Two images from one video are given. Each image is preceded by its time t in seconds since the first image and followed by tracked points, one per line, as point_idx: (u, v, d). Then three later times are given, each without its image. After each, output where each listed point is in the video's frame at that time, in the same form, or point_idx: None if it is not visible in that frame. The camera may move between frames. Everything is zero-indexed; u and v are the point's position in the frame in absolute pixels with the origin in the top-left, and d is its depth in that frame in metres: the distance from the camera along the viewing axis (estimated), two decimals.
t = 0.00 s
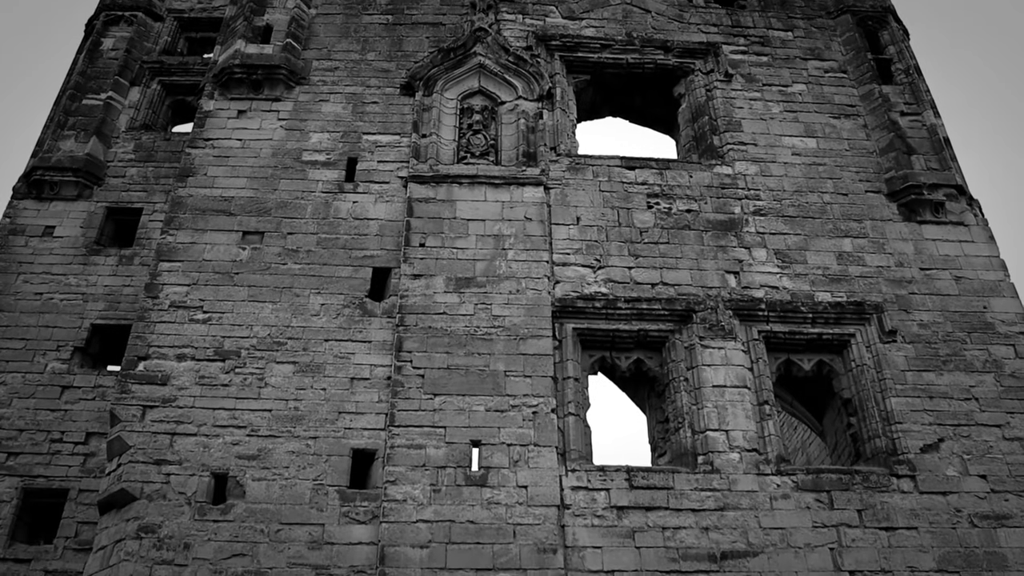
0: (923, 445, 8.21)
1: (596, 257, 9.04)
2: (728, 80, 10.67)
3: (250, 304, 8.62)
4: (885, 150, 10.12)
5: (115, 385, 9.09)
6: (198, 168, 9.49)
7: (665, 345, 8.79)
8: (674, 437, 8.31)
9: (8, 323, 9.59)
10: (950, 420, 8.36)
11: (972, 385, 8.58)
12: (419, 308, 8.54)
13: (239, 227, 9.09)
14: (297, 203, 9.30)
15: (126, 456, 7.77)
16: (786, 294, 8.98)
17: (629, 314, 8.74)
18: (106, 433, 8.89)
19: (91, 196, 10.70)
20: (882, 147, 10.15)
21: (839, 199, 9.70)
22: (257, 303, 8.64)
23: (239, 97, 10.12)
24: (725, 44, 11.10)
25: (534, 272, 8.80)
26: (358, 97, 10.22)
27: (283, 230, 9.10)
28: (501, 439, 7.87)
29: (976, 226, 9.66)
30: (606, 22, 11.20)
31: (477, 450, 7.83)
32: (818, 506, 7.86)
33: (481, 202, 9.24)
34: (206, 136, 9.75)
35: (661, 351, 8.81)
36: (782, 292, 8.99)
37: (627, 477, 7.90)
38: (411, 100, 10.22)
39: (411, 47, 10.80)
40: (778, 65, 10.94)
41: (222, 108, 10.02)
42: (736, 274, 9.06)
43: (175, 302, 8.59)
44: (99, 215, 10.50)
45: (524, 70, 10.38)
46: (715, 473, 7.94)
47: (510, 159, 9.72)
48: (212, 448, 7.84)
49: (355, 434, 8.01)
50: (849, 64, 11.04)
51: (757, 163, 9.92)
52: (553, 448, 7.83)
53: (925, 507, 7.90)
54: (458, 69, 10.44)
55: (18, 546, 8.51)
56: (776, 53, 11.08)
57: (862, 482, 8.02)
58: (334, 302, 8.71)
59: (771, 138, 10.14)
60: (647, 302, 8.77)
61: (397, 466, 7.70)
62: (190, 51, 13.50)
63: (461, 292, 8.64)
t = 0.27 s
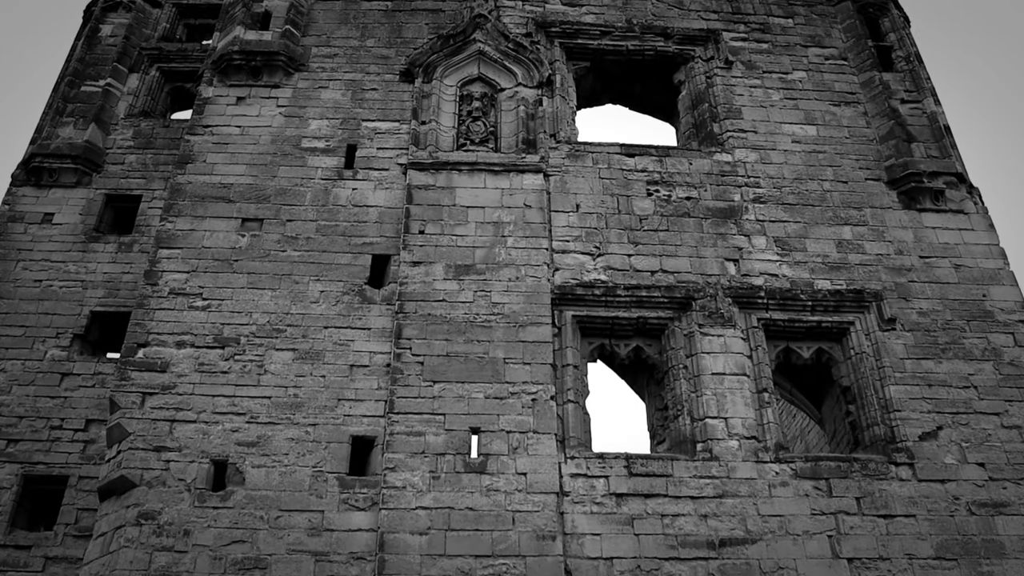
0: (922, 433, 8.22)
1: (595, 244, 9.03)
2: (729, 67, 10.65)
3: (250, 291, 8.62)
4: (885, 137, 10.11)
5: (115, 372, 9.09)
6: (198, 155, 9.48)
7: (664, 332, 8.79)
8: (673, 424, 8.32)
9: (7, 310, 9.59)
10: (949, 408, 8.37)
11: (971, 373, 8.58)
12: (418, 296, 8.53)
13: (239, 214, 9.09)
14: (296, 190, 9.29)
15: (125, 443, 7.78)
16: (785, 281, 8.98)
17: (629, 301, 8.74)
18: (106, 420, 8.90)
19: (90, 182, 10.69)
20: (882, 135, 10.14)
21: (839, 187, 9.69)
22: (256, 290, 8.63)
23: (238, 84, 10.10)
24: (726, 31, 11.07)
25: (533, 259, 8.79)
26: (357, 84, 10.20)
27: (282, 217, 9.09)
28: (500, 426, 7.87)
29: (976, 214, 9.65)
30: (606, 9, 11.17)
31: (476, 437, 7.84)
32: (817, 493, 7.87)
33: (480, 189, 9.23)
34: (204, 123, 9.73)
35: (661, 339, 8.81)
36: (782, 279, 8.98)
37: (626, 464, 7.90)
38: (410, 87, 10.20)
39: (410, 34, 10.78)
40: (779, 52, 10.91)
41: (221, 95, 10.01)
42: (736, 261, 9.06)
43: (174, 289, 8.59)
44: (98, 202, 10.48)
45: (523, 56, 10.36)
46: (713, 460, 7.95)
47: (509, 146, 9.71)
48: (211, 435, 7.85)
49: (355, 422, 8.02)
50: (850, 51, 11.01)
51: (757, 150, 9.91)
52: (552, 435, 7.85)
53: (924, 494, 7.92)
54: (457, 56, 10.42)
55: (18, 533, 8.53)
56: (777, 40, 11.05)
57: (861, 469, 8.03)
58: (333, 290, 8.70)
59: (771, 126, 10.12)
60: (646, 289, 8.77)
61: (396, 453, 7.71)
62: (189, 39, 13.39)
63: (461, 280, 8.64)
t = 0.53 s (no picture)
0: (920, 417, 8.24)
1: (594, 229, 9.03)
2: (728, 51, 10.62)
3: (248, 275, 8.61)
4: (885, 122, 10.10)
5: (114, 356, 9.09)
6: (196, 138, 9.46)
7: (663, 317, 8.79)
8: (671, 408, 8.33)
9: (6, 293, 9.59)
10: (947, 392, 8.39)
11: (969, 358, 8.59)
12: (417, 280, 8.53)
13: (237, 198, 9.08)
14: (295, 174, 9.27)
15: (124, 426, 7.79)
16: (784, 266, 8.98)
17: (627, 285, 8.75)
18: (105, 404, 8.90)
19: (88, 166, 10.67)
20: (881, 120, 10.13)
21: (838, 172, 9.68)
22: (255, 274, 8.63)
23: (237, 67, 10.08)
24: (726, 16, 11.04)
25: (532, 243, 8.79)
26: (356, 67, 10.18)
27: (281, 201, 9.08)
28: (498, 410, 7.89)
29: (975, 200, 9.65)
30: None
31: (475, 420, 7.85)
32: (815, 477, 7.89)
33: (479, 173, 9.22)
34: (203, 106, 9.71)
35: (659, 323, 8.81)
36: (781, 264, 8.98)
37: (624, 448, 7.91)
38: (409, 71, 10.18)
39: (409, 17, 10.74)
40: (779, 36, 10.89)
41: (219, 78, 9.98)
42: (735, 246, 9.06)
43: (172, 273, 8.58)
44: (96, 185, 10.47)
45: (523, 40, 10.34)
46: (712, 444, 7.96)
47: (509, 130, 9.70)
48: (210, 418, 7.86)
49: (353, 405, 8.03)
50: (850, 36, 10.99)
51: (757, 135, 9.89)
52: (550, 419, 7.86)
53: (921, 479, 7.94)
54: (457, 39, 10.40)
55: (18, 516, 8.55)
56: (777, 24, 11.02)
57: (859, 454, 8.04)
58: (332, 273, 8.70)
59: (770, 111, 10.10)
60: (645, 273, 8.77)
61: (395, 436, 7.72)
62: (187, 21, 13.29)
63: (460, 264, 8.63)
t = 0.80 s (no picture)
0: (918, 405, 8.25)
1: (593, 216, 9.03)
2: (728, 39, 10.61)
3: (247, 263, 8.61)
4: (884, 110, 10.10)
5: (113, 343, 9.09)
6: (195, 126, 9.45)
7: (662, 304, 8.80)
8: (670, 396, 8.34)
9: (6, 281, 9.59)
10: (945, 380, 8.40)
11: (967, 347, 8.61)
12: (416, 267, 8.53)
13: (236, 185, 9.07)
14: (294, 161, 9.26)
15: (124, 413, 7.80)
16: (783, 254, 8.98)
17: (626, 273, 8.75)
18: (105, 391, 8.90)
19: (86, 153, 10.66)
20: (881, 108, 10.12)
21: (838, 160, 9.68)
22: (254, 261, 8.62)
23: (235, 54, 10.06)
24: (725, 3, 11.02)
25: (531, 231, 8.79)
26: (355, 55, 10.16)
27: (280, 188, 9.07)
28: (497, 397, 7.90)
29: (975, 188, 9.65)
30: None
31: (474, 407, 7.86)
32: (813, 465, 7.91)
33: (478, 160, 9.22)
34: (202, 94, 9.70)
35: (659, 311, 8.82)
36: (780, 252, 8.99)
37: (623, 435, 7.93)
38: (408, 58, 10.17)
39: (408, 4, 10.73)
40: (778, 24, 10.87)
41: (218, 65, 9.97)
42: (734, 234, 9.06)
43: (172, 260, 8.58)
44: (95, 173, 10.46)
45: (522, 28, 10.34)
46: (710, 432, 7.98)
47: (508, 118, 9.69)
48: (210, 406, 7.87)
49: (353, 392, 8.04)
50: (849, 24, 10.98)
51: (756, 123, 9.88)
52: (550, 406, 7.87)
53: (919, 466, 7.96)
54: (456, 27, 10.39)
55: (18, 503, 8.57)
56: (777, 12, 11.00)
57: (857, 441, 8.06)
58: (331, 261, 8.70)
59: (770, 99, 10.09)
60: (644, 262, 8.77)
61: (394, 424, 7.73)
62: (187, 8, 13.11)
63: (459, 251, 8.63)
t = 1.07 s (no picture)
0: (916, 388, 8.27)
1: (592, 199, 9.02)
2: (728, 21, 10.57)
3: (247, 245, 8.61)
4: (885, 93, 10.08)
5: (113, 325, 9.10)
6: (194, 108, 9.43)
7: (661, 287, 8.80)
8: (669, 378, 8.35)
9: (6, 264, 9.60)
10: (944, 364, 8.41)
11: (966, 330, 8.61)
12: (415, 250, 8.53)
13: (235, 167, 9.06)
14: (293, 144, 9.25)
15: (124, 395, 7.82)
16: (783, 237, 8.98)
17: (626, 256, 8.75)
18: (105, 372, 8.92)
19: (85, 136, 10.64)
20: (882, 91, 10.10)
21: (838, 143, 9.66)
22: (254, 244, 8.62)
23: (234, 36, 10.04)
24: None
25: (530, 213, 8.78)
26: (355, 36, 10.14)
27: (279, 171, 9.06)
28: (496, 379, 7.91)
29: (975, 171, 9.64)
30: None
31: (473, 389, 7.88)
32: (811, 448, 7.92)
33: (478, 143, 9.21)
34: (200, 76, 9.68)
35: (658, 294, 8.82)
36: (779, 235, 8.98)
37: (622, 418, 7.94)
38: (408, 40, 10.14)
39: None
40: (779, 6, 10.83)
41: (216, 47, 9.94)
42: (733, 217, 9.06)
43: (171, 243, 8.58)
44: (94, 155, 10.45)
45: (522, 10, 10.33)
46: (709, 414, 7.99)
47: (507, 100, 9.68)
48: (209, 387, 7.88)
49: (352, 374, 8.05)
50: (850, 6, 10.95)
51: (756, 106, 9.86)
52: (548, 388, 7.88)
53: (917, 449, 7.98)
54: (455, 8, 10.36)
55: (19, 484, 8.60)
56: None
57: (855, 424, 8.07)
58: (331, 243, 8.70)
59: (770, 81, 10.06)
60: (644, 244, 8.77)
61: (394, 406, 7.75)
62: None
63: (458, 234, 8.63)
